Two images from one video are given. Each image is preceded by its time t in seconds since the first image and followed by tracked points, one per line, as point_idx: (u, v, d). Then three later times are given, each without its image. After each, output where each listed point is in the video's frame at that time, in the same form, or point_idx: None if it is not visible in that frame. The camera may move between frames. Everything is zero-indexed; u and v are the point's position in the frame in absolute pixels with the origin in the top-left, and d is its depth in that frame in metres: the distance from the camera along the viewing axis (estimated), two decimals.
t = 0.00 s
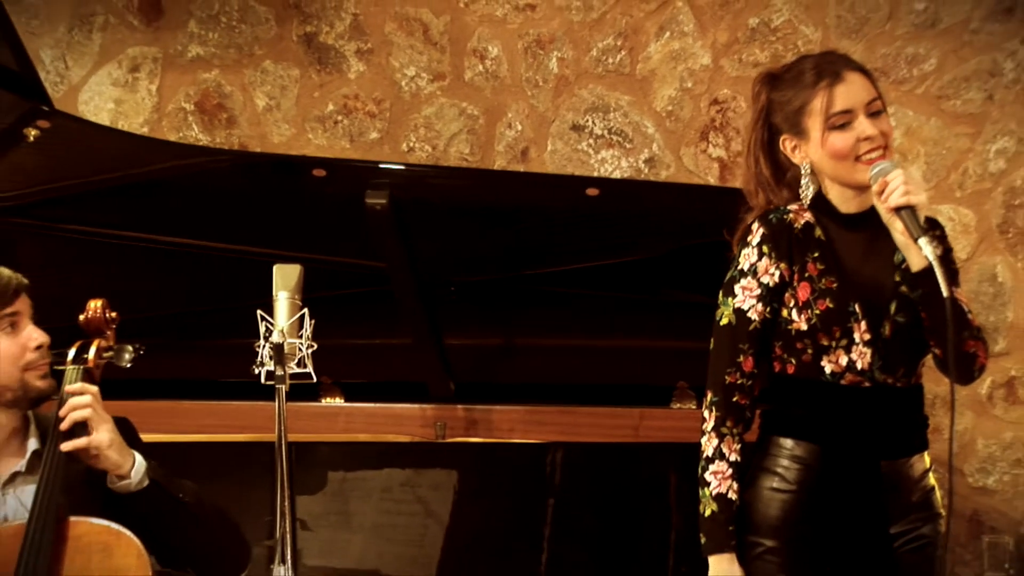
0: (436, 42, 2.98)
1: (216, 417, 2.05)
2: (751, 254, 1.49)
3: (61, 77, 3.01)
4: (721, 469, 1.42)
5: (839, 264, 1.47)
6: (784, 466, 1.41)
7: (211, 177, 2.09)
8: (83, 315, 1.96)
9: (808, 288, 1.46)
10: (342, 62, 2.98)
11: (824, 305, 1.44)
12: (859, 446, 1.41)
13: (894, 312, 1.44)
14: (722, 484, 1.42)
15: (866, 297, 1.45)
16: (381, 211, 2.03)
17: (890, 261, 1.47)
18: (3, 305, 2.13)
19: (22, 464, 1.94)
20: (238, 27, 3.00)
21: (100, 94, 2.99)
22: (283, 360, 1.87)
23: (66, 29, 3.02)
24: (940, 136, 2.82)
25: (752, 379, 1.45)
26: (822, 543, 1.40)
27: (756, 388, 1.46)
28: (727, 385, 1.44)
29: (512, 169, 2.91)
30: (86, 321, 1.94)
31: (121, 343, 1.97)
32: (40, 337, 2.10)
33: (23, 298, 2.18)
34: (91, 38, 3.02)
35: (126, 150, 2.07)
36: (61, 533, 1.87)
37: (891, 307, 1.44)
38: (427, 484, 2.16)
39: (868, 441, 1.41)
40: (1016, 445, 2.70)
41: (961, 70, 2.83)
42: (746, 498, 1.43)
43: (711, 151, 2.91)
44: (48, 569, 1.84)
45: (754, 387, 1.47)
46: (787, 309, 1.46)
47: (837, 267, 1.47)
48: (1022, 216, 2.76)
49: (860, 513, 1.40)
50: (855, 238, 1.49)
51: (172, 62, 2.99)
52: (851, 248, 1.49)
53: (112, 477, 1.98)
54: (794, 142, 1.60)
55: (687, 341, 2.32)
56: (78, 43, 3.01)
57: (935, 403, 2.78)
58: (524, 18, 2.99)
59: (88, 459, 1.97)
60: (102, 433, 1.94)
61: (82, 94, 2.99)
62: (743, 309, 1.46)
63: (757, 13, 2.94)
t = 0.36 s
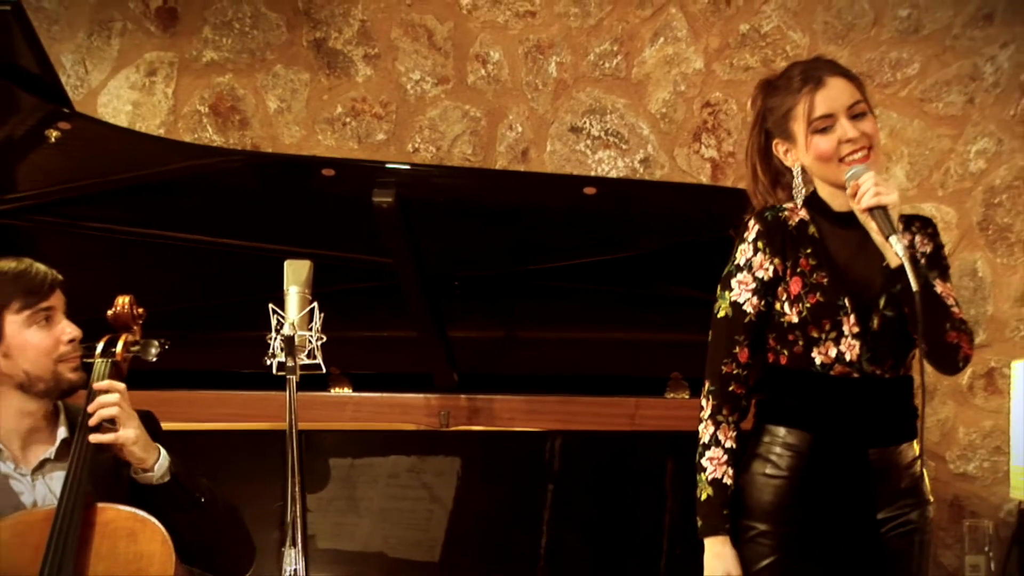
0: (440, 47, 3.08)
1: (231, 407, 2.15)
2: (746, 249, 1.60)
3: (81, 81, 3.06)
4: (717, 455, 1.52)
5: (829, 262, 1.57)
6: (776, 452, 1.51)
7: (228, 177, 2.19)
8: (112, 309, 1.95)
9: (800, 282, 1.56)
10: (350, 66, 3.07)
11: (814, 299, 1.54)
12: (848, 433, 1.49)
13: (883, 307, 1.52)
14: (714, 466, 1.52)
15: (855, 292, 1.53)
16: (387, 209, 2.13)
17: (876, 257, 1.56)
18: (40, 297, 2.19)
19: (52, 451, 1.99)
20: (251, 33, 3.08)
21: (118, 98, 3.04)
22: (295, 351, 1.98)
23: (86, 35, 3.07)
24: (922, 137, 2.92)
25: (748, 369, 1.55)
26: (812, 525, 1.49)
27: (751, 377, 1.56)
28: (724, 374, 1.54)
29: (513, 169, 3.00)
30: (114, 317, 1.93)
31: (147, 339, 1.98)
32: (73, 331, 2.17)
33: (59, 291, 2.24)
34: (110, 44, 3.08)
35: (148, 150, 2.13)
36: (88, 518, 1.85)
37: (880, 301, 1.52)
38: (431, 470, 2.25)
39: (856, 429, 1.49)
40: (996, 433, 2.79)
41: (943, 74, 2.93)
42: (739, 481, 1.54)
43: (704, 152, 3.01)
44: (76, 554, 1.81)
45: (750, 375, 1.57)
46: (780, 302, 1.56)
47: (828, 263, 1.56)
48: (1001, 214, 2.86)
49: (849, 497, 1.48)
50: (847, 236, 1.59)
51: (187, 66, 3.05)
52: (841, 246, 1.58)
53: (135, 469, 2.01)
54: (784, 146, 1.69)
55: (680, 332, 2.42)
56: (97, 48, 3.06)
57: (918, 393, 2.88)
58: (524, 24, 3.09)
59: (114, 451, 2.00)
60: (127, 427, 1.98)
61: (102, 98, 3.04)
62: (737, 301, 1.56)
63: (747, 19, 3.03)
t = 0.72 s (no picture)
0: (458, 54, 3.20)
1: (259, 393, 2.32)
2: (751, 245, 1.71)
3: (120, 86, 3.14)
4: (722, 440, 1.64)
5: (827, 257, 1.69)
6: (778, 435, 1.60)
7: (256, 176, 2.31)
8: (159, 303, 2.05)
9: (800, 276, 1.67)
10: (374, 73, 3.17)
11: (813, 292, 1.66)
12: (847, 417, 1.60)
13: (879, 300, 1.66)
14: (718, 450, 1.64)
15: (851, 286, 1.67)
16: (408, 207, 2.26)
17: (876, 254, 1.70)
18: (92, 287, 2.07)
19: (100, 436, 1.97)
20: (280, 41, 3.17)
21: (155, 103, 3.12)
22: (320, 342, 2.07)
23: (125, 43, 3.15)
24: (914, 139, 3.05)
25: (751, 358, 1.66)
26: (810, 506, 1.59)
27: (754, 366, 1.68)
28: (729, 363, 1.66)
29: (528, 170, 3.12)
30: (162, 309, 2.04)
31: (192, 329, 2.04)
32: (124, 320, 2.11)
33: (109, 279, 2.11)
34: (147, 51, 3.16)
35: (180, 152, 2.23)
36: (134, 498, 1.82)
37: (877, 296, 1.66)
38: (449, 453, 2.38)
39: (852, 415, 1.60)
40: (983, 419, 2.91)
41: (934, 79, 3.06)
42: (742, 465, 1.63)
43: (707, 153, 3.14)
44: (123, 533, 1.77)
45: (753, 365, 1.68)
46: (781, 295, 1.67)
47: (827, 259, 1.68)
48: (989, 212, 2.99)
49: (845, 479, 1.58)
50: (841, 235, 1.72)
51: (221, 72, 3.14)
52: (837, 243, 1.71)
53: (176, 454, 1.99)
54: (783, 151, 1.82)
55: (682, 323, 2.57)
56: (136, 56, 3.14)
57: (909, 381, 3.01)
58: (538, 32, 3.22)
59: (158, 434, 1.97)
60: (173, 411, 1.96)
61: (140, 102, 3.12)
62: (741, 294, 1.67)
63: (749, 28, 3.17)
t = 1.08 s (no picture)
0: (475, 54, 3.28)
1: (283, 381, 2.42)
2: (761, 238, 1.78)
3: (149, 86, 3.22)
4: (734, 423, 1.71)
5: (835, 249, 1.75)
6: (787, 422, 1.69)
7: (283, 173, 2.40)
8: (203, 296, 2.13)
9: (808, 267, 1.74)
10: (394, 72, 3.25)
11: (820, 283, 1.72)
12: (853, 405, 1.67)
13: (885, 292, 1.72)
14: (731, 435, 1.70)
15: (858, 278, 1.72)
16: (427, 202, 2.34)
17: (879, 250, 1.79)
18: (142, 278, 2.16)
19: (146, 422, 2.08)
20: (304, 42, 3.25)
21: (183, 102, 3.20)
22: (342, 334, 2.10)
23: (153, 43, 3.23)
24: (917, 137, 3.12)
25: (760, 346, 1.74)
26: (817, 489, 1.66)
27: (763, 354, 1.75)
28: (737, 351, 1.73)
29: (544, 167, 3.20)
30: (206, 302, 2.11)
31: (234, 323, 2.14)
32: (170, 310, 2.19)
33: (159, 271, 2.21)
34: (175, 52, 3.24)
35: (208, 149, 2.32)
36: (178, 487, 1.94)
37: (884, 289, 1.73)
38: (468, 441, 2.46)
39: (859, 402, 1.67)
40: (984, 408, 2.98)
41: (937, 78, 3.13)
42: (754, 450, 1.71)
43: (717, 150, 3.22)
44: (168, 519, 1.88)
45: (762, 353, 1.75)
46: (789, 286, 1.75)
47: (834, 250, 1.74)
48: (990, 207, 3.07)
49: (850, 464, 1.66)
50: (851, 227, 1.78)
51: (246, 72, 3.22)
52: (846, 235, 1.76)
53: (217, 442, 2.09)
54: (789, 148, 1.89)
55: (690, 315, 2.69)
56: (164, 56, 3.22)
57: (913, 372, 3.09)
58: (553, 33, 3.29)
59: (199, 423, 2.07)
60: (217, 401, 2.06)
61: (168, 100, 3.20)
62: (751, 285, 1.74)
63: (758, 29, 3.24)
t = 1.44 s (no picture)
0: (481, 50, 3.32)
1: (295, 370, 2.50)
2: (758, 227, 1.81)
3: (161, 80, 3.29)
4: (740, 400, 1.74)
5: (832, 240, 1.78)
6: (783, 408, 1.76)
7: (293, 165, 2.45)
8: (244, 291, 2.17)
9: (804, 258, 1.78)
10: (401, 67, 3.30)
11: (815, 274, 1.76)
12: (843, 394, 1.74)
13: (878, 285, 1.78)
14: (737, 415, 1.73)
15: (853, 268, 1.76)
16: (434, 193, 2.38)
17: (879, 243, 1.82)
18: (189, 272, 2.17)
19: (183, 412, 2.09)
20: (313, 37, 3.30)
21: (194, 96, 3.26)
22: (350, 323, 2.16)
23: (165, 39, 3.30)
24: (915, 131, 3.17)
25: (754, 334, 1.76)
26: (812, 477, 1.73)
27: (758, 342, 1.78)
28: (732, 338, 1.76)
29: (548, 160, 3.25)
30: (246, 297, 2.15)
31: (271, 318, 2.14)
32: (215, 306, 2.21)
33: (204, 265, 2.22)
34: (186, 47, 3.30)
35: (219, 142, 2.37)
36: (217, 479, 1.95)
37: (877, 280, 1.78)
38: (473, 429, 2.51)
39: (852, 391, 1.74)
40: (980, 397, 3.03)
41: (935, 73, 3.17)
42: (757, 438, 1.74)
43: (719, 144, 3.26)
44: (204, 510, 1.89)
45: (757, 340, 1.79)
46: (785, 276, 1.78)
47: (830, 241, 1.78)
48: (987, 200, 3.11)
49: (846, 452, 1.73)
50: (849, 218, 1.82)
51: (256, 67, 3.27)
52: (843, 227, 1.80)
53: (260, 430, 2.09)
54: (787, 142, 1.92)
55: (692, 305, 2.72)
56: (176, 51, 3.28)
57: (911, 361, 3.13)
58: (558, 29, 3.34)
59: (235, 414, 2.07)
60: (258, 394, 2.04)
61: (180, 95, 3.27)
62: (748, 274, 1.77)
63: (759, 24, 3.28)
